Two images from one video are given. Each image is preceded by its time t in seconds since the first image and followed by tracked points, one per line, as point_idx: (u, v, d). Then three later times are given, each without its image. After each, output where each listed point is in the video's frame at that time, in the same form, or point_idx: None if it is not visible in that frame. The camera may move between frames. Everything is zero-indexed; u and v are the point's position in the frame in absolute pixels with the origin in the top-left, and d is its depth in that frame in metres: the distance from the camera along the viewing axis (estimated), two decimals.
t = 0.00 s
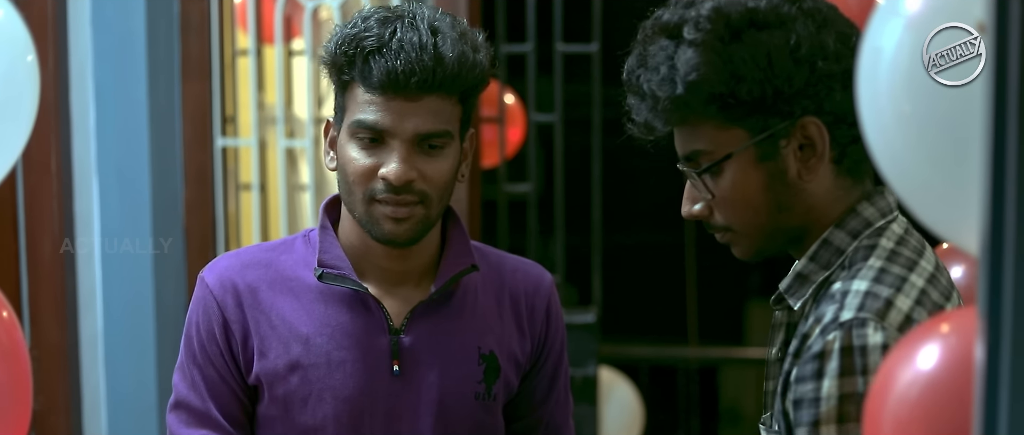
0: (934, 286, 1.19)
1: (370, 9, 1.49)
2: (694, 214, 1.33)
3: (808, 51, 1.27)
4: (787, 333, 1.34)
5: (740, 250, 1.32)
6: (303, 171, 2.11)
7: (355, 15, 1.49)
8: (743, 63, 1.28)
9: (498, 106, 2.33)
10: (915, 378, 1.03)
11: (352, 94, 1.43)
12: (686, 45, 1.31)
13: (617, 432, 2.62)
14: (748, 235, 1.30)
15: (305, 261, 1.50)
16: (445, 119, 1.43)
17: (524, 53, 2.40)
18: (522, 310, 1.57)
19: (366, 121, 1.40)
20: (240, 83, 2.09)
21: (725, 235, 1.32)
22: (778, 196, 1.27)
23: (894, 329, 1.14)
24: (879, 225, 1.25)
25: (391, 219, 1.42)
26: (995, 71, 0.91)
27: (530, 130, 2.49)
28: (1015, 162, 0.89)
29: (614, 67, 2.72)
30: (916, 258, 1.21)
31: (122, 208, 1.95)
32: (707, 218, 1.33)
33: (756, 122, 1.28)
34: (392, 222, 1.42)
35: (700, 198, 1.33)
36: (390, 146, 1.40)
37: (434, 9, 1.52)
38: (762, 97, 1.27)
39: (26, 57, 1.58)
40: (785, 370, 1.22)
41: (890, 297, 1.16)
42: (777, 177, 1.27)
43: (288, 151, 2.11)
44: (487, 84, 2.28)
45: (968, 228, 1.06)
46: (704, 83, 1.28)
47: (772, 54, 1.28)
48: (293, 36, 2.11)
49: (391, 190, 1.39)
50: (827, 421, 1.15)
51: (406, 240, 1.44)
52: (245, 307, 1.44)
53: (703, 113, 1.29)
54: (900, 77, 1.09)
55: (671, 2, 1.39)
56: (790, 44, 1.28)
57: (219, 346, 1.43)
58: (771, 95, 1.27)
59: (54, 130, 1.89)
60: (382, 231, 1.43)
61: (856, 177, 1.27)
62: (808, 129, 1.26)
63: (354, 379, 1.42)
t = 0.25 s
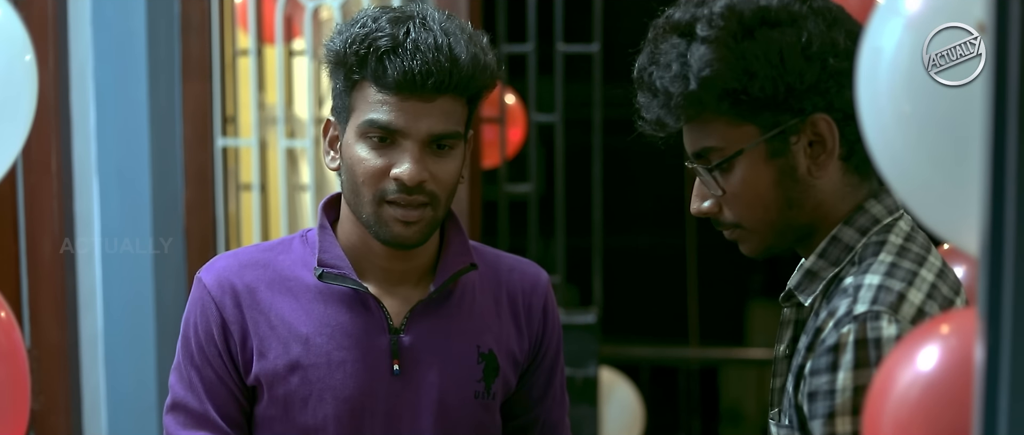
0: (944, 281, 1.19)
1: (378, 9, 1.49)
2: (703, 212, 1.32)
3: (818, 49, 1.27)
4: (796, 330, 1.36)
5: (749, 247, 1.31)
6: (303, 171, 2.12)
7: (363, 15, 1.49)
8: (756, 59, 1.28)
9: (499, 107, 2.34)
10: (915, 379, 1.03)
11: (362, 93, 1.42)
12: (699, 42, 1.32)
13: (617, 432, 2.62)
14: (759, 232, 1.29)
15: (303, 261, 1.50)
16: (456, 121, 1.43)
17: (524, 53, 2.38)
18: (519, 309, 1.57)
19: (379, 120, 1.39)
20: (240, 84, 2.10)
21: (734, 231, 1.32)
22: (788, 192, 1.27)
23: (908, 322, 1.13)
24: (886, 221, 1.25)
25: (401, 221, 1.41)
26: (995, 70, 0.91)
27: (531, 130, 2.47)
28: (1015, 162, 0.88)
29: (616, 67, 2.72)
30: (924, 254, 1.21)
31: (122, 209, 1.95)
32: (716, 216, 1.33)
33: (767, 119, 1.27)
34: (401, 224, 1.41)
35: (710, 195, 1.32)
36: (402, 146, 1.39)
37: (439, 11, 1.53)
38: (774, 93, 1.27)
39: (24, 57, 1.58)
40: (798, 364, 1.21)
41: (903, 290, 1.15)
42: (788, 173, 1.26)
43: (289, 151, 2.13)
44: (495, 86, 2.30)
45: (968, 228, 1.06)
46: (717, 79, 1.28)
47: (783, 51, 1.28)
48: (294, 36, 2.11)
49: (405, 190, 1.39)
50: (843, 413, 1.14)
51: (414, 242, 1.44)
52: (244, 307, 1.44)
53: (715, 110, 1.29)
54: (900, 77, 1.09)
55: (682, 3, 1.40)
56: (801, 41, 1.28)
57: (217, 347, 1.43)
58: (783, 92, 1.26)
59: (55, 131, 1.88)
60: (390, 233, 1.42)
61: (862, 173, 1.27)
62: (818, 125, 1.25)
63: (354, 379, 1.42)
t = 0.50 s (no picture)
0: (950, 275, 1.18)
1: (378, 8, 1.49)
2: (706, 214, 1.32)
3: (819, 50, 1.28)
4: (802, 331, 1.37)
5: (752, 248, 1.32)
6: (302, 171, 2.10)
7: (363, 13, 1.48)
8: (758, 62, 1.28)
9: (497, 107, 2.34)
10: (915, 380, 1.03)
11: (361, 91, 1.41)
12: (701, 46, 1.31)
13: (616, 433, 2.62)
14: (762, 233, 1.29)
15: (297, 261, 1.50)
16: (455, 121, 1.43)
17: (523, 53, 2.40)
18: (513, 308, 1.57)
19: (378, 118, 1.39)
20: (240, 86, 2.10)
21: (737, 233, 1.31)
22: (790, 193, 1.27)
23: (919, 316, 1.13)
24: (888, 220, 1.25)
25: (398, 218, 1.41)
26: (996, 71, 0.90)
27: (530, 131, 2.48)
28: (1015, 163, 0.88)
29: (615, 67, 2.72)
30: (929, 249, 1.20)
31: (120, 208, 1.95)
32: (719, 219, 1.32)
33: (769, 120, 1.27)
34: (398, 222, 1.41)
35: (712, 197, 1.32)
36: (400, 145, 1.39)
37: (439, 12, 1.52)
38: (776, 94, 1.27)
39: (22, 58, 1.58)
40: (810, 362, 1.22)
41: (912, 285, 1.15)
42: (790, 174, 1.26)
43: (287, 151, 2.11)
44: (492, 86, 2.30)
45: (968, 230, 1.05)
46: (720, 82, 1.29)
47: (785, 52, 1.28)
48: (292, 36, 2.10)
49: (401, 188, 1.39)
50: (857, 406, 1.14)
51: (411, 240, 1.44)
52: (239, 308, 1.44)
53: (718, 112, 1.29)
54: (900, 77, 1.09)
55: (682, 6, 1.40)
56: (802, 43, 1.28)
57: (212, 347, 1.42)
58: (785, 93, 1.27)
59: (54, 131, 1.88)
60: (386, 230, 1.42)
61: (863, 173, 1.27)
62: (819, 125, 1.26)
63: (348, 379, 1.41)
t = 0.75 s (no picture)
0: (955, 271, 1.18)
1: (375, 10, 1.48)
2: (706, 213, 1.31)
3: (820, 49, 1.28)
4: (807, 332, 1.37)
5: (752, 247, 1.31)
6: (302, 171, 2.09)
7: (360, 15, 1.47)
8: (761, 61, 1.28)
9: (495, 107, 2.33)
10: (915, 380, 1.03)
11: (370, 92, 1.40)
12: (704, 45, 1.32)
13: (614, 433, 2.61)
14: (764, 231, 1.28)
15: (294, 261, 1.50)
16: (463, 117, 1.44)
17: (521, 53, 2.38)
18: (510, 308, 1.56)
19: (394, 119, 1.38)
20: (239, 85, 2.09)
21: (738, 232, 1.31)
22: (791, 190, 1.26)
23: (930, 311, 1.12)
24: (890, 218, 1.25)
25: (415, 217, 1.40)
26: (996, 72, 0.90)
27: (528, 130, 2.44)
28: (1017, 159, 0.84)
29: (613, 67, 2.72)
30: (933, 246, 1.19)
31: (118, 209, 1.94)
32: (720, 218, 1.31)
33: (770, 119, 1.27)
34: (415, 220, 1.40)
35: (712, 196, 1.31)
36: (416, 144, 1.39)
37: (432, 11, 1.53)
38: (778, 93, 1.27)
39: (19, 58, 1.57)
40: (822, 358, 1.23)
41: (921, 280, 1.14)
42: (792, 172, 1.26)
43: (287, 150, 2.10)
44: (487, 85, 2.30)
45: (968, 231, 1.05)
46: (724, 80, 1.28)
47: (787, 52, 1.28)
48: (292, 36, 2.09)
49: (420, 186, 1.38)
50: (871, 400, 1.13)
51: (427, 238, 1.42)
52: (236, 307, 1.44)
53: (720, 110, 1.29)
54: (900, 77, 1.09)
55: (682, 7, 1.41)
56: (802, 42, 1.29)
57: (209, 347, 1.43)
58: (787, 91, 1.27)
59: (52, 131, 1.88)
60: (404, 230, 1.40)
61: (863, 172, 1.27)
62: (820, 124, 1.26)
63: (345, 379, 1.41)
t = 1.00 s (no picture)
0: (953, 268, 1.17)
1: (379, 9, 1.46)
2: (703, 215, 1.31)
3: (817, 53, 1.28)
4: (805, 332, 1.37)
5: (748, 248, 1.31)
6: (296, 173, 2.09)
7: (367, 15, 1.45)
8: (760, 65, 1.28)
9: (492, 106, 2.31)
10: (909, 382, 1.03)
11: (390, 92, 1.40)
12: (703, 48, 1.32)
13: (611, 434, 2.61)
14: (759, 233, 1.29)
15: (287, 263, 1.50)
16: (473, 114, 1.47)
17: (518, 53, 2.39)
18: (501, 307, 1.57)
19: (418, 117, 1.39)
20: (234, 87, 2.09)
21: (733, 234, 1.31)
22: (788, 193, 1.27)
23: (929, 307, 1.12)
24: (886, 217, 1.25)
25: (437, 215, 1.41)
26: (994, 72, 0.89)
27: (525, 131, 2.44)
28: (1011, 160, 0.84)
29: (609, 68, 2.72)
30: (931, 242, 1.19)
31: (113, 207, 1.94)
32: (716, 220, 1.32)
33: (768, 121, 1.28)
34: (437, 218, 1.41)
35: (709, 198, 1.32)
36: (437, 141, 1.41)
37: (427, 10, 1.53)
38: (774, 95, 1.27)
39: (13, 58, 1.56)
40: (823, 356, 1.23)
41: (920, 275, 1.14)
42: (788, 174, 1.26)
43: (281, 152, 2.11)
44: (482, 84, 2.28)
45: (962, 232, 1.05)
46: (722, 83, 1.28)
47: (784, 56, 1.28)
48: (286, 37, 2.09)
49: (444, 183, 1.40)
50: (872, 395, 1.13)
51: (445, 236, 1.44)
52: (229, 310, 1.43)
53: (718, 112, 1.29)
54: (895, 78, 1.09)
55: (679, 8, 1.40)
56: (800, 46, 1.29)
57: (202, 350, 1.42)
58: (784, 94, 1.27)
59: (47, 131, 1.88)
60: (426, 229, 1.41)
61: (858, 175, 1.28)
62: (816, 127, 1.26)
63: (340, 381, 1.41)
